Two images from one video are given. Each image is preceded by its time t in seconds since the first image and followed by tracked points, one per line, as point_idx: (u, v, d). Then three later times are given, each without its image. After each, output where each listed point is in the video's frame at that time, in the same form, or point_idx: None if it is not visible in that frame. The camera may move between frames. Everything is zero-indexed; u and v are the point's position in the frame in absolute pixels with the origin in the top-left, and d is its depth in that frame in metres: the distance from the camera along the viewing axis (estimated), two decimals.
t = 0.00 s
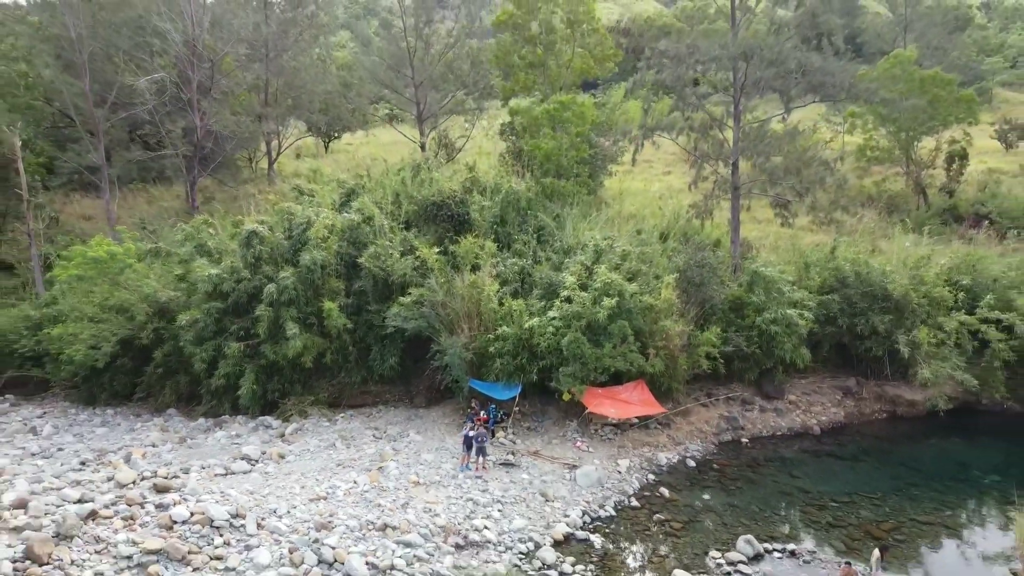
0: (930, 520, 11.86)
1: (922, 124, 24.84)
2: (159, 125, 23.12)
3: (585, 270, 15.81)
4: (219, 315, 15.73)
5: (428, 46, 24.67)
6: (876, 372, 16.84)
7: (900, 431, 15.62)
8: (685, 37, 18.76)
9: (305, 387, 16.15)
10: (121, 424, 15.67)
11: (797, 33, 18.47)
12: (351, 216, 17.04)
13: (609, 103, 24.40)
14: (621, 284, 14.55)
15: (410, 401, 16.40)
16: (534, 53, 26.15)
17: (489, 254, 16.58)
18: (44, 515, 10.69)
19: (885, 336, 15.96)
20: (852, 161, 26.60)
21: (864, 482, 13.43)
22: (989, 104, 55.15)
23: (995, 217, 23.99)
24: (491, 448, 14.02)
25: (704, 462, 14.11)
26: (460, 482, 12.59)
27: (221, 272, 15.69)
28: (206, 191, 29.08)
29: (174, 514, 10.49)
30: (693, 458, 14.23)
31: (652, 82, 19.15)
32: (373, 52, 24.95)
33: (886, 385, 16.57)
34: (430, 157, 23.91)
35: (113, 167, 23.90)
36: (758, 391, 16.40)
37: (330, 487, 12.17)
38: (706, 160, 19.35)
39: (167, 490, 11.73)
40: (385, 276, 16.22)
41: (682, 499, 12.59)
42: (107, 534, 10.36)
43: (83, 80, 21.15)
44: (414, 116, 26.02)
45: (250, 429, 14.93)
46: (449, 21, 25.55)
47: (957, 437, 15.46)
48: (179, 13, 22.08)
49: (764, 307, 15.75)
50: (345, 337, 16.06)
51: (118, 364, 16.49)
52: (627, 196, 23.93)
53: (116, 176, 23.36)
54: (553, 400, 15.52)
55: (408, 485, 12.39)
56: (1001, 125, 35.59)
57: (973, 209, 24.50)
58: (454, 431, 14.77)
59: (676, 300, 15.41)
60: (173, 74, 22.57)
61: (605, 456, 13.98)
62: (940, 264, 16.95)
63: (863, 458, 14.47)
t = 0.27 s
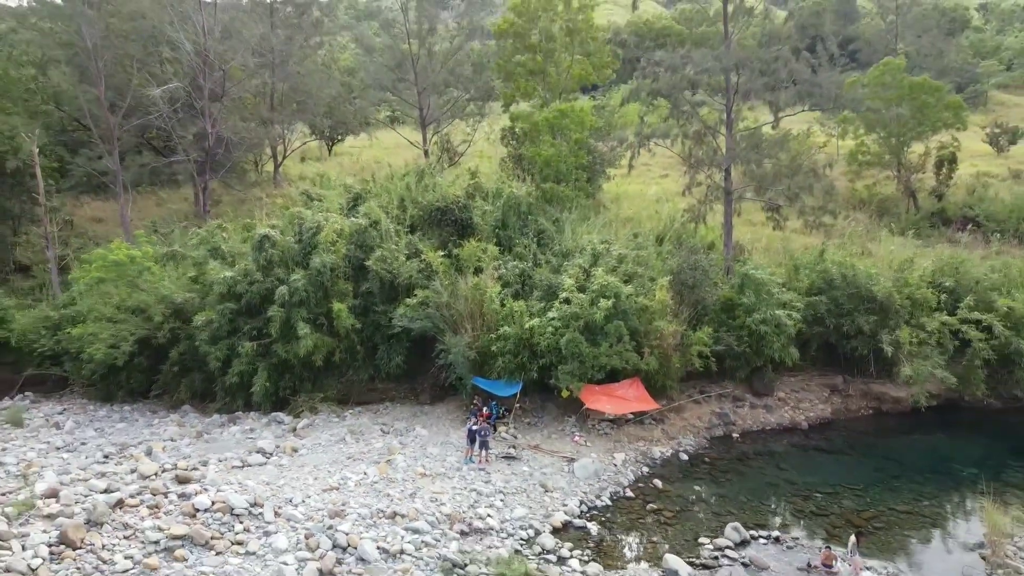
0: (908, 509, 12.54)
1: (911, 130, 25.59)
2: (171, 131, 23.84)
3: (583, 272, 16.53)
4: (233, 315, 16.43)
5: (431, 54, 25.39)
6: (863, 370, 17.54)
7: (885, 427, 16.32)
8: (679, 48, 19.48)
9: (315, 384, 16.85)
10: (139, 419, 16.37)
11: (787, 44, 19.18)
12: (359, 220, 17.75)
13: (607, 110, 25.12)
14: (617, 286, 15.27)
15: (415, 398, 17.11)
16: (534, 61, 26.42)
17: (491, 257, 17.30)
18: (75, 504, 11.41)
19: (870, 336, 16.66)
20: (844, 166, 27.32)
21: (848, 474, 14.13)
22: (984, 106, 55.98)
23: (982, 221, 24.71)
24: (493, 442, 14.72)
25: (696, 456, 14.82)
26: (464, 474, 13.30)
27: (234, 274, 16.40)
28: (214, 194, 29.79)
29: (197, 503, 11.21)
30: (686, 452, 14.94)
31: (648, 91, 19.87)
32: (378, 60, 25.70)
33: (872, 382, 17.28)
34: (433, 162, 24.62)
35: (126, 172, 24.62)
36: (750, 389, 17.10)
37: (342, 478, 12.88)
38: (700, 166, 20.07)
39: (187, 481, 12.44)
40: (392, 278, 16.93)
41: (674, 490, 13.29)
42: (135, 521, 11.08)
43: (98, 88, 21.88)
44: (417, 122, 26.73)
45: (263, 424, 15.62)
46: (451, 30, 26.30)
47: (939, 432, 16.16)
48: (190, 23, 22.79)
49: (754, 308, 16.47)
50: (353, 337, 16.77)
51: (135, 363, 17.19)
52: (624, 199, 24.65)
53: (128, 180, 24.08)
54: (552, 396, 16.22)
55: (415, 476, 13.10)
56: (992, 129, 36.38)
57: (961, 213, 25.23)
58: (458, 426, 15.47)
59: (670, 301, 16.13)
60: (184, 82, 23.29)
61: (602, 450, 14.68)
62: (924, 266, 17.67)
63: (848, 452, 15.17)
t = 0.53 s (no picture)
0: (888, 499, 13.24)
1: (902, 135, 26.32)
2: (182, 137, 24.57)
3: (581, 275, 17.26)
4: (246, 316, 17.15)
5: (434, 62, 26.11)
6: (850, 369, 18.25)
7: (871, 423, 17.02)
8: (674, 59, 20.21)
9: (324, 382, 17.56)
10: (155, 416, 17.09)
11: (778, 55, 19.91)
12: (365, 224, 18.48)
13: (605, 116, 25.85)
14: (613, 289, 16.01)
15: (420, 395, 17.82)
16: (534, 67, 27.10)
17: (493, 260, 18.03)
18: (102, 494, 12.15)
19: (856, 335, 17.38)
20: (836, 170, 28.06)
21: (834, 467, 14.83)
22: (979, 108, 56.75)
23: (970, 224, 25.38)
24: (495, 437, 15.45)
25: (688, 450, 15.53)
26: (468, 467, 14.01)
27: (247, 276, 17.14)
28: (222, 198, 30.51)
29: (217, 492, 11.93)
30: (679, 446, 15.66)
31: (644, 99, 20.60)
32: (382, 67, 26.44)
33: (859, 380, 17.99)
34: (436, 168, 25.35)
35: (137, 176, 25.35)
36: (741, 386, 17.83)
37: (352, 470, 13.60)
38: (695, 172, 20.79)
39: (206, 473, 13.16)
40: (397, 280, 17.65)
41: (667, 481, 14.01)
42: (159, 509, 11.82)
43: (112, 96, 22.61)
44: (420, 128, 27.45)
45: (275, 420, 16.33)
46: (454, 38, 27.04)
47: (922, 427, 16.87)
48: (200, 33, 23.53)
49: (745, 309, 17.19)
50: (361, 336, 17.49)
51: (152, 362, 17.92)
52: (622, 203, 25.37)
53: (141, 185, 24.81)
54: (551, 394, 16.93)
55: (421, 468, 13.82)
56: (984, 133, 37.13)
57: (950, 216, 25.97)
58: (462, 422, 16.18)
59: (664, 303, 16.86)
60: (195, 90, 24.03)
61: (599, 444, 15.40)
62: (909, 269, 18.39)
63: (834, 446, 15.88)
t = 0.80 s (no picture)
0: (870, 490, 13.96)
1: (891, 140, 27.07)
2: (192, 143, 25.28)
3: (579, 277, 18.00)
4: (257, 317, 17.87)
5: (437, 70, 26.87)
6: (838, 367, 18.98)
7: (857, 419, 17.75)
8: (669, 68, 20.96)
9: (332, 379, 18.29)
10: (171, 412, 17.81)
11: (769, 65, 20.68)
12: (372, 228, 19.20)
13: (603, 122, 26.59)
14: (610, 291, 16.77)
15: (424, 392, 18.54)
16: (534, 74, 27.73)
17: (495, 263, 18.76)
18: (127, 485, 12.89)
19: (843, 336, 18.12)
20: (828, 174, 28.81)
21: (820, 460, 15.55)
22: (974, 111, 57.57)
23: (957, 227, 26.22)
24: (497, 432, 16.17)
25: (681, 445, 16.27)
26: (471, 460, 14.73)
27: (259, 278, 17.88)
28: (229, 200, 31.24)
29: (236, 483, 12.67)
30: (673, 441, 16.39)
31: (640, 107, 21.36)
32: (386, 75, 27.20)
33: (846, 378, 18.72)
34: (439, 172, 26.08)
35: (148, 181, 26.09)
36: (733, 384, 18.56)
37: (362, 462, 14.34)
38: (689, 177, 21.52)
39: (224, 465, 13.90)
40: (403, 282, 18.37)
41: (660, 474, 14.75)
42: (181, 499, 12.56)
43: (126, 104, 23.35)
44: (424, 133, 28.19)
45: (286, 416, 17.05)
46: (456, 46, 27.84)
47: (907, 423, 17.59)
48: (210, 42, 24.26)
49: (736, 310, 17.91)
50: (368, 336, 18.22)
51: (167, 360, 18.65)
52: (619, 207, 26.10)
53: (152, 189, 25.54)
54: (551, 391, 17.66)
55: (427, 461, 14.56)
56: (975, 137, 37.91)
57: (938, 219, 26.73)
58: (465, 418, 16.92)
59: (658, 304, 17.59)
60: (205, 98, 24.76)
61: (596, 439, 16.13)
62: (894, 271, 19.12)
63: (821, 441, 16.61)
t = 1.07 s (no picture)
0: (853, 483, 14.71)
1: (882, 146, 27.85)
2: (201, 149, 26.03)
3: (577, 279, 18.76)
4: (269, 317, 18.63)
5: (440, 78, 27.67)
6: (826, 366, 19.73)
7: (844, 415, 18.50)
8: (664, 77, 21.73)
9: (340, 378, 19.05)
10: (185, 408, 18.57)
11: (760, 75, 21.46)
12: (378, 232, 19.95)
13: (601, 128, 27.37)
14: (607, 292, 17.52)
15: (429, 389, 19.30)
16: (534, 82, 28.52)
17: (496, 265, 19.52)
18: (149, 477, 13.67)
19: (831, 335, 18.87)
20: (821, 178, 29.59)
21: (807, 455, 16.29)
22: (969, 113, 58.36)
23: (946, 230, 27.04)
24: (499, 428, 16.92)
25: (675, 440, 17.02)
26: (475, 454, 15.49)
27: (270, 280, 18.64)
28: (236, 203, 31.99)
29: (252, 475, 13.45)
30: (667, 436, 17.14)
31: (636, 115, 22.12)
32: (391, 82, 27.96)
33: (834, 377, 19.47)
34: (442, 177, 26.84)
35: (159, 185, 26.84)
36: (725, 382, 19.31)
37: (370, 456, 15.10)
38: (684, 183, 22.28)
39: (240, 458, 14.66)
40: (408, 284, 19.13)
41: (654, 467, 15.51)
42: (201, 490, 13.33)
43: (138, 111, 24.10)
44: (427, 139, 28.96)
45: (297, 412, 17.81)
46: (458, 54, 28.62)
47: (892, 420, 18.34)
48: (220, 51, 25.01)
49: (728, 311, 18.67)
50: (374, 336, 18.98)
51: (181, 359, 19.41)
52: (617, 210, 26.87)
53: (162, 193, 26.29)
54: (550, 388, 18.40)
55: (432, 455, 15.31)
56: (966, 140, 38.68)
57: (927, 222, 27.48)
58: (467, 414, 17.67)
59: (653, 305, 18.34)
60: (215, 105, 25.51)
61: (593, 434, 16.88)
62: (881, 274, 19.87)
63: (809, 436, 17.36)
